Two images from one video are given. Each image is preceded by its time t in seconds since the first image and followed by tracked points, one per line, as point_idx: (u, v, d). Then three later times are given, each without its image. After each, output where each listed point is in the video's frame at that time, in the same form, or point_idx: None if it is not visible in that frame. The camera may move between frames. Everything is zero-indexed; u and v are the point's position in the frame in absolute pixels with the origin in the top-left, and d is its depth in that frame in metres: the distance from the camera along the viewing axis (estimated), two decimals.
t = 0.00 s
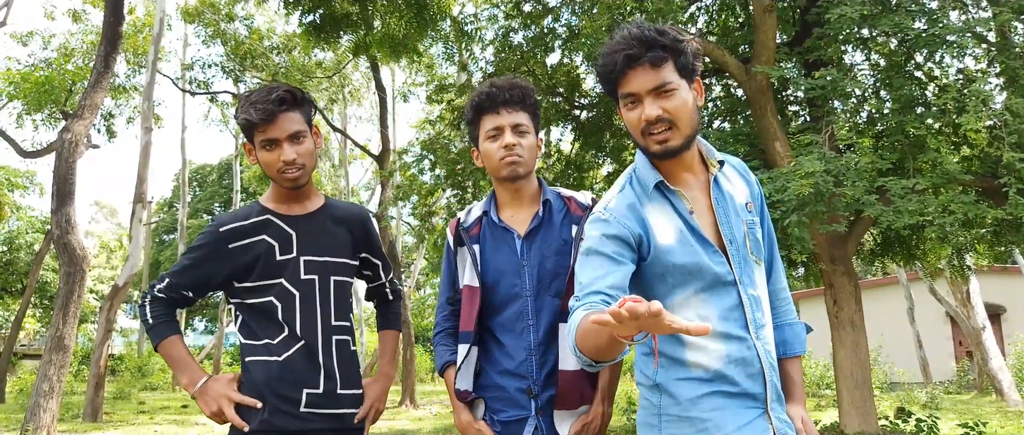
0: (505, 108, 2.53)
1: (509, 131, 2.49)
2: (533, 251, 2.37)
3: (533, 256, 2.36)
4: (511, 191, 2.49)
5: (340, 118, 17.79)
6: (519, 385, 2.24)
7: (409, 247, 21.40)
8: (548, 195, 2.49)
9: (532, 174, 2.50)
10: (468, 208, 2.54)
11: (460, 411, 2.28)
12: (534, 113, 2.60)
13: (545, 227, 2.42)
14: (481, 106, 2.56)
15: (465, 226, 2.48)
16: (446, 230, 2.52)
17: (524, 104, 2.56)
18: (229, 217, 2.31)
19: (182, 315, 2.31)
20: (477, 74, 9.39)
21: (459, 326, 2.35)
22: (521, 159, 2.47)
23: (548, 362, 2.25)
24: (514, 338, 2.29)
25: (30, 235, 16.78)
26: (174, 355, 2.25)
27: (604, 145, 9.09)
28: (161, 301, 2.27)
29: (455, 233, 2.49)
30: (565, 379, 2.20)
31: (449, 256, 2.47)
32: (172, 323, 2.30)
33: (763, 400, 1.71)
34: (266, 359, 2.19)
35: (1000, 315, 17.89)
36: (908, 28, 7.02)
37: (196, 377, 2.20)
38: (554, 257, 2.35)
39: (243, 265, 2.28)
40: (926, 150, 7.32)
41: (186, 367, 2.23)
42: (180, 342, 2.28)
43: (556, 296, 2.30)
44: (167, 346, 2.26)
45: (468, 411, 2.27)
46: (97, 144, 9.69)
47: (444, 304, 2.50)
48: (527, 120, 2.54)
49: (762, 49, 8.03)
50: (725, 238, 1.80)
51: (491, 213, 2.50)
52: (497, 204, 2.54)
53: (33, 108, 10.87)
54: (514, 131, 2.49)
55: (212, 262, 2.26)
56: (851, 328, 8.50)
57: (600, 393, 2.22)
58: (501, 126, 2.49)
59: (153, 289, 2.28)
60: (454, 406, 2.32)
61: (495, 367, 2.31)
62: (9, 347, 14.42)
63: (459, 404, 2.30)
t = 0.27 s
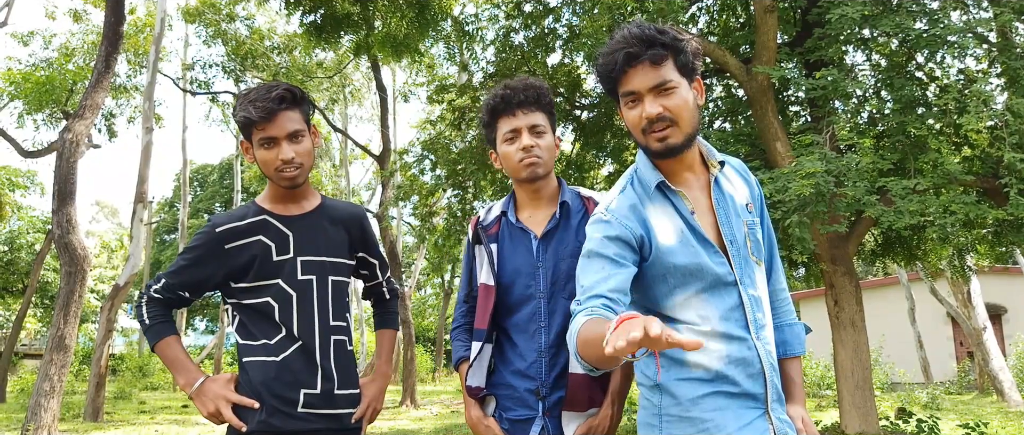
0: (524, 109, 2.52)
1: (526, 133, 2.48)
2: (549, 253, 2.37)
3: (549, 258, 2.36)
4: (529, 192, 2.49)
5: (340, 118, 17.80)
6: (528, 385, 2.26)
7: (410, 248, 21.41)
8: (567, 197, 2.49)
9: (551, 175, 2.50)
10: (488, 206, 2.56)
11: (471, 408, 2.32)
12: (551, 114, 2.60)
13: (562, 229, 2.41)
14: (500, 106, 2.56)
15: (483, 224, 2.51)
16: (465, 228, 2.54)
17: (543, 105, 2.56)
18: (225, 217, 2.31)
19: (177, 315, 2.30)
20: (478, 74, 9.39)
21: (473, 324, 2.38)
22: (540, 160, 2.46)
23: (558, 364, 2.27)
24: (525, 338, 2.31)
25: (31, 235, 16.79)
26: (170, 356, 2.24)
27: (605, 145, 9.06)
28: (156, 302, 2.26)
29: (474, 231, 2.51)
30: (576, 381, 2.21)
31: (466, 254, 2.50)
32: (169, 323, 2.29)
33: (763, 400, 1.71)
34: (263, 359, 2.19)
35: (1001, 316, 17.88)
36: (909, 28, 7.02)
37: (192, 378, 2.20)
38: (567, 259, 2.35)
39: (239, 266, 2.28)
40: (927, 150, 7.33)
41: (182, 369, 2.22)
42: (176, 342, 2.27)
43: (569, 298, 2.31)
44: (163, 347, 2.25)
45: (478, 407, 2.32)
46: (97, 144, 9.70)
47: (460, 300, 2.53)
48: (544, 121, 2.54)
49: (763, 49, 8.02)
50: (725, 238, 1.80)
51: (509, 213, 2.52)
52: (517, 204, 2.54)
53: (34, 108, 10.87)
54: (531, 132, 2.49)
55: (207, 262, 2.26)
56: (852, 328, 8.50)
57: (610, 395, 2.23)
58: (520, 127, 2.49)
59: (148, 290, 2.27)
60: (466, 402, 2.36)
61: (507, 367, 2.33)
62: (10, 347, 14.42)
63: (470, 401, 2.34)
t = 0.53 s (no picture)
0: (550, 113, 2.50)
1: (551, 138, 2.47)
2: (565, 258, 2.36)
3: (564, 263, 2.35)
4: (553, 196, 2.48)
5: (340, 118, 17.80)
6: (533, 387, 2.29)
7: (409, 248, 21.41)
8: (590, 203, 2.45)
9: (577, 181, 2.47)
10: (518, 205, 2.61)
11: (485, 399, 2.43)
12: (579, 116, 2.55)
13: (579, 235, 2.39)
14: (526, 109, 2.54)
15: (511, 222, 2.56)
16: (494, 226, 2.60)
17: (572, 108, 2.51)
18: (223, 218, 2.30)
19: (174, 316, 2.30)
20: (477, 74, 9.39)
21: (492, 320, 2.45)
22: (564, 164, 2.44)
23: (562, 367, 2.25)
24: (534, 339, 2.34)
25: (30, 236, 16.78)
26: (169, 357, 2.24)
27: (605, 145, 9.07)
28: (153, 303, 2.25)
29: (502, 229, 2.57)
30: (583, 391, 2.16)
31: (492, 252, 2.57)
32: (166, 324, 2.29)
33: (764, 400, 1.71)
34: (263, 360, 2.19)
35: (1000, 316, 17.89)
36: (908, 29, 7.03)
37: (190, 380, 2.20)
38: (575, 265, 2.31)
39: (237, 267, 2.27)
40: (926, 151, 7.34)
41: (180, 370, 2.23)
42: (173, 343, 2.27)
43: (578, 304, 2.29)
44: (161, 348, 2.24)
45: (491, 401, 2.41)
46: (96, 144, 9.68)
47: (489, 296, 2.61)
48: (565, 127, 2.52)
49: (762, 50, 8.02)
50: (726, 240, 1.80)
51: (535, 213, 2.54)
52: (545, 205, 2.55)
53: (33, 108, 10.86)
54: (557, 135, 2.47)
55: (204, 264, 2.25)
56: (851, 329, 8.50)
57: (615, 403, 2.16)
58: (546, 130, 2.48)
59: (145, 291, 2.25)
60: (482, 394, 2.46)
61: (520, 367, 2.38)
62: (8, 348, 14.40)
63: (485, 393, 2.44)
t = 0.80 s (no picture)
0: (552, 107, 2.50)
1: (553, 132, 2.47)
2: (569, 251, 2.36)
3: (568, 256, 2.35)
4: (558, 189, 2.48)
5: (338, 116, 17.79)
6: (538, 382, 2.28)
7: (409, 246, 21.42)
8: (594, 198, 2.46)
9: (580, 175, 2.47)
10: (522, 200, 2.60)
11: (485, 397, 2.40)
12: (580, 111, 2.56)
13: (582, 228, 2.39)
14: (529, 104, 2.54)
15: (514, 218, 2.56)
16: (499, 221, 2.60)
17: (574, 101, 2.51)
18: (221, 215, 2.28)
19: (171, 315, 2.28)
20: (476, 72, 9.38)
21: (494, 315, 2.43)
22: (568, 158, 2.44)
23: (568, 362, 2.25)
24: (537, 333, 2.33)
25: (29, 234, 16.77)
26: (168, 356, 2.22)
27: (604, 143, 9.09)
28: (150, 302, 2.23)
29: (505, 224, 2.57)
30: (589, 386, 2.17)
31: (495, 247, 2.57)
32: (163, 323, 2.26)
33: (764, 398, 1.71)
34: (263, 358, 2.18)
35: (999, 314, 17.91)
36: (907, 26, 7.01)
37: (191, 379, 2.17)
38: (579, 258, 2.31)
39: (235, 265, 2.26)
40: (925, 149, 7.37)
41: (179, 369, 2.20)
42: (171, 342, 2.24)
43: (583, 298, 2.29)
44: (159, 347, 2.22)
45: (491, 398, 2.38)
46: (95, 142, 9.67)
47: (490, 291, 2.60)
48: (570, 119, 2.52)
49: (761, 47, 8.01)
50: (725, 238, 1.80)
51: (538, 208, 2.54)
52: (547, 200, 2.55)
53: (31, 106, 10.85)
54: (557, 130, 2.47)
55: (202, 262, 2.23)
56: (851, 326, 8.52)
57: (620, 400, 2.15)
58: (549, 124, 2.47)
59: (141, 290, 2.23)
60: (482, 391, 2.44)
61: (523, 362, 2.37)
62: (8, 346, 14.39)
63: (484, 391, 2.41)
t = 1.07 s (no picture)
0: (524, 112, 2.53)
1: (531, 134, 2.49)
2: (556, 250, 2.37)
3: (556, 255, 2.36)
4: (536, 191, 2.49)
5: (338, 118, 17.79)
6: (535, 381, 2.23)
7: (408, 248, 21.43)
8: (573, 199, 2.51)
9: (558, 177, 2.51)
10: (493, 205, 2.57)
11: (472, 403, 2.30)
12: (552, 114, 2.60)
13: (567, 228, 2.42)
14: (503, 111, 2.57)
15: (488, 222, 2.51)
16: (469, 228, 2.57)
17: (543, 106, 2.57)
18: (214, 219, 2.27)
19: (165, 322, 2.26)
20: (475, 74, 9.39)
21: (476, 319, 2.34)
22: (545, 160, 2.47)
23: (563, 361, 2.24)
24: (529, 333, 2.29)
25: (28, 237, 16.76)
26: (166, 364, 2.20)
27: (602, 145, 9.10)
28: (143, 309, 2.20)
29: (479, 229, 2.52)
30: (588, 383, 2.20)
31: (470, 251, 2.54)
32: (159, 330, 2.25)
33: (763, 400, 1.71)
34: (264, 361, 2.18)
35: (998, 315, 17.91)
36: (905, 28, 7.02)
37: (191, 386, 2.17)
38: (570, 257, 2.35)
39: (230, 269, 2.25)
40: (925, 150, 7.33)
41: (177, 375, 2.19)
42: (169, 348, 2.23)
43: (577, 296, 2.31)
44: (156, 354, 2.20)
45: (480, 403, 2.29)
46: (94, 144, 9.66)
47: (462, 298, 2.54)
48: (546, 121, 2.54)
49: (760, 50, 8.04)
50: (724, 240, 1.80)
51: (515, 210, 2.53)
52: (523, 203, 2.55)
53: (31, 108, 10.85)
54: (534, 132, 2.50)
55: (197, 267, 2.22)
56: (850, 328, 8.52)
57: (616, 398, 2.22)
58: (524, 128, 2.50)
59: (134, 297, 2.21)
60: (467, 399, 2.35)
61: (511, 364, 2.30)
62: (7, 349, 14.37)
63: (470, 397, 2.32)
